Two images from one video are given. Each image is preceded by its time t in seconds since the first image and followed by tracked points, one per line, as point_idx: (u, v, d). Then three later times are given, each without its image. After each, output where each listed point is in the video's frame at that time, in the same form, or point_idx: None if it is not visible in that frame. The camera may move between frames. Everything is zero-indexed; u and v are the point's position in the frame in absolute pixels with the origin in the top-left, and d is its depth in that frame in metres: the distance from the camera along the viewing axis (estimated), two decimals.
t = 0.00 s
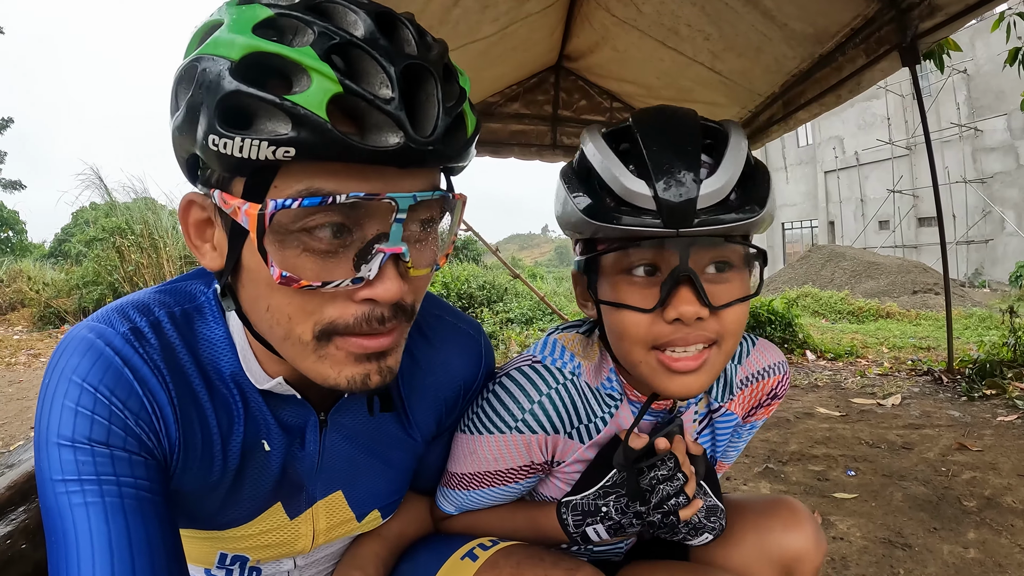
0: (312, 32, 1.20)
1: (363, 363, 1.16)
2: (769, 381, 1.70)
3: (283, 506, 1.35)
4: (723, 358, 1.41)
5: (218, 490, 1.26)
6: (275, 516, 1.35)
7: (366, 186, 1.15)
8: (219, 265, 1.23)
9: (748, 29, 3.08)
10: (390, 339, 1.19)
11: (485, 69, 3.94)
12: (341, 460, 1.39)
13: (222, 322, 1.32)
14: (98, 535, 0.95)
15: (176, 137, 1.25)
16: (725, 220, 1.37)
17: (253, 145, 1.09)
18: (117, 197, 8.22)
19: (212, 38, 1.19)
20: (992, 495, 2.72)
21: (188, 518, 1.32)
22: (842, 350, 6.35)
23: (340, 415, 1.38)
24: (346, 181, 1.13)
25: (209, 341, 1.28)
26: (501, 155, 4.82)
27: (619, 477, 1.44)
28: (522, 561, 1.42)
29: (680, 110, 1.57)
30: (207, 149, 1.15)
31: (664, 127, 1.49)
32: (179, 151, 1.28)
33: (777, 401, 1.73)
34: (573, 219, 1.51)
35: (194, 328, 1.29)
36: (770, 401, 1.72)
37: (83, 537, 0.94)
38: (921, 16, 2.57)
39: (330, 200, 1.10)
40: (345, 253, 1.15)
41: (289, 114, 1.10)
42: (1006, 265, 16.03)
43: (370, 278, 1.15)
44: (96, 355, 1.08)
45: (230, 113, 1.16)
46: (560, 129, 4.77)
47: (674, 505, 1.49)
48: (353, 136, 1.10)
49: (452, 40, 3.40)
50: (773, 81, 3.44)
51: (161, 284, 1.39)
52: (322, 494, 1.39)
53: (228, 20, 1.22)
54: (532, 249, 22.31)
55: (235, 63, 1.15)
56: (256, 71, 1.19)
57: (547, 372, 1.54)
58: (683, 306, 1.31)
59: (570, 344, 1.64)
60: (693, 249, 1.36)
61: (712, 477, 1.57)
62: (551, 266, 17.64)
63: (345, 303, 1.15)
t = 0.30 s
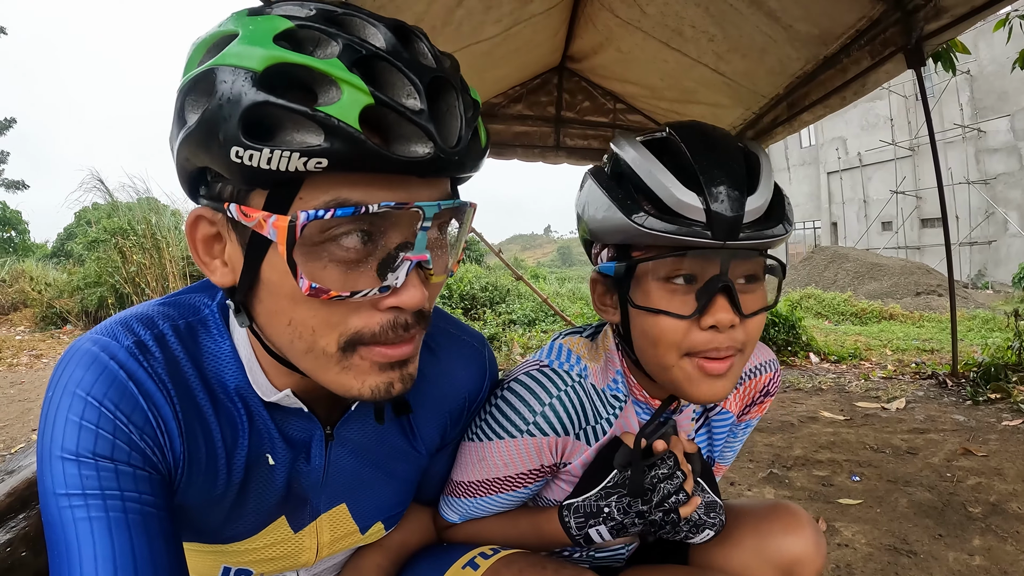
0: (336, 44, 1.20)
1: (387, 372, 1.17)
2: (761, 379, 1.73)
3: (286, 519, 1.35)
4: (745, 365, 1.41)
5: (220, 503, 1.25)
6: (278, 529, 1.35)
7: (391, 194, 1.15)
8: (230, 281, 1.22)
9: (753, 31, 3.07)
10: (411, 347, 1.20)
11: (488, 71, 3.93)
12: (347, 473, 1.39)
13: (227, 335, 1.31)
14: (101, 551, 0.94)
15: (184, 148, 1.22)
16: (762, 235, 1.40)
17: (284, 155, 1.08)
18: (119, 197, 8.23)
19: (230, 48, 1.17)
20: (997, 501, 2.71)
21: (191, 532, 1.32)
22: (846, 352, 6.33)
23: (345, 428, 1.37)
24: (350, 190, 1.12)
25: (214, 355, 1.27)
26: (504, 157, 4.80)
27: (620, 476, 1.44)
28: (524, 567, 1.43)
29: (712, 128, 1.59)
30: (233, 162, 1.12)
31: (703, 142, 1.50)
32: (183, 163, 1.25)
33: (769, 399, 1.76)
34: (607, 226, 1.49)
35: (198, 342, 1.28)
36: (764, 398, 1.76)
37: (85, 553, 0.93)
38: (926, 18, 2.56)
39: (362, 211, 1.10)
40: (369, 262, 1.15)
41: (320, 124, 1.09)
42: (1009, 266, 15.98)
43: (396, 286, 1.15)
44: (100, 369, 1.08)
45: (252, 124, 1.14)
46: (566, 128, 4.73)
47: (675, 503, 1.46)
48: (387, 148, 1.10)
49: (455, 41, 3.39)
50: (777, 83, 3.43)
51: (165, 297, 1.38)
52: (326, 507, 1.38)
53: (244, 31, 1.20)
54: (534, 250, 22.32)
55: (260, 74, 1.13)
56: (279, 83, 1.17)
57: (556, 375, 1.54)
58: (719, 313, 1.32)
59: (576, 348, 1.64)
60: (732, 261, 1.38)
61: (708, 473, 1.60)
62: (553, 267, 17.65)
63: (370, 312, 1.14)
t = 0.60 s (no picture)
0: (343, 43, 1.20)
1: (388, 371, 1.16)
2: (759, 379, 1.74)
3: (287, 520, 1.35)
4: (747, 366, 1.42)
5: (221, 504, 1.25)
6: (279, 530, 1.35)
7: (397, 193, 1.16)
8: (234, 278, 1.21)
9: (754, 31, 3.07)
10: (412, 347, 1.20)
11: (489, 70, 3.93)
12: (348, 474, 1.39)
13: (229, 336, 1.31)
14: (103, 552, 0.94)
15: (190, 146, 1.22)
16: (772, 236, 1.41)
17: (291, 153, 1.08)
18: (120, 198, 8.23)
19: (238, 47, 1.17)
20: (998, 501, 2.71)
21: (192, 533, 1.32)
22: (846, 352, 6.34)
23: (346, 429, 1.37)
24: (351, 190, 1.12)
25: (216, 357, 1.27)
26: (504, 157, 4.80)
27: (618, 476, 1.44)
28: (524, 567, 1.43)
29: (717, 130, 1.58)
30: (241, 159, 1.12)
31: (709, 145, 1.50)
32: (187, 161, 1.25)
33: (765, 399, 1.78)
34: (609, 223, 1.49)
35: (199, 343, 1.28)
36: (761, 398, 1.77)
37: (87, 554, 0.94)
38: (927, 17, 2.56)
39: (368, 208, 1.10)
40: (373, 261, 1.15)
41: (329, 122, 1.10)
42: (1010, 265, 15.97)
43: (399, 285, 1.15)
44: (101, 370, 1.08)
45: (260, 122, 1.15)
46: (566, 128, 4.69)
47: (673, 505, 1.46)
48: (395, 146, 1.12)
49: (456, 41, 3.39)
50: (778, 82, 3.43)
51: (166, 297, 1.38)
52: (326, 508, 1.38)
53: (253, 30, 1.20)
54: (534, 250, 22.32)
55: (269, 72, 1.13)
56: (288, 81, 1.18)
57: (554, 376, 1.55)
58: (727, 313, 1.33)
59: (574, 349, 1.65)
60: (742, 261, 1.38)
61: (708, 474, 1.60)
62: (553, 267, 17.67)
63: (373, 311, 1.14)
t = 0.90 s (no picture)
0: (304, 35, 1.26)
1: (336, 370, 1.17)
2: (766, 386, 1.73)
3: (291, 510, 1.36)
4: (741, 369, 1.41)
5: (226, 496, 1.26)
6: (283, 520, 1.36)
7: (343, 187, 1.18)
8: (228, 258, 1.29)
9: (751, 29, 3.08)
10: (366, 349, 1.18)
11: (487, 70, 3.94)
12: (349, 463, 1.40)
13: (233, 329, 1.33)
14: (111, 543, 0.95)
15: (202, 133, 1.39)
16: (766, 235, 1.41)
17: (238, 138, 1.17)
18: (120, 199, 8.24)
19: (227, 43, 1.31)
20: (996, 495, 2.72)
21: (197, 525, 1.33)
22: (845, 349, 6.35)
23: (346, 418, 1.39)
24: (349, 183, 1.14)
25: (222, 352, 1.28)
26: (503, 156, 4.81)
27: (617, 463, 1.48)
28: (528, 562, 1.43)
29: (728, 125, 1.56)
30: (212, 144, 1.25)
31: (716, 142, 1.48)
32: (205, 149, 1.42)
33: (775, 406, 1.76)
34: (606, 215, 1.51)
35: (204, 335, 1.29)
36: (770, 405, 1.75)
37: (95, 546, 0.95)
38: (923, 14, 2.57)
39: (297, 195, 1.14)
40: (322, 254, 1.18)
41: (268, 110, 1.17)
42: (1009, 263, 15.99)
43: (340, 280, 1.16)
44: (107, 364, 1.09)
45: (232, 110, 1.26)
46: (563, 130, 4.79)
47: (670, 507, 1.43)
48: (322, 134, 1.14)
49: (454, 40, 3.40)
50: (775, 80, 3.45)
51: (172, 291, 1.39)
52: (329, 498, 1.39)
53: (243, 27, 1.33)
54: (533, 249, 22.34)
55: (238, 65, 1.25)
56: (259, 73, 1.27)
57: (535, 368, 1.57)
58: (722, 313, 1.32)
59: (562, 342, 1.68)
60: (737, 261, 1.37)
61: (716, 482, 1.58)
62: (553, 266, 17.68)
63: (320, 305, 1.16)
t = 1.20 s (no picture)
0: (290, 34, 1.27)
1: (325, 367, 1.17)
2: (792, 407, 1.63)
3: (288, 512, 1.35)
4: (759, 377, 1.35)
5: (221, 496, 1.26)
6: (280, 522, 1.35)
7: (329, 185, 1.18)
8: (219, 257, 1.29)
9: (748, 29, 3.08)
10: (355, 346, 1.18)
11: (484, 71, 3.94)
12: (346, 465, 1.39)
13: (230, 328, 1.32)
14: (102, 540, 0.95)
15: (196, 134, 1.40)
16: (783, 232, 1.35)
17: (224, 138, 1.18)
18: (118, 201, 8.23)
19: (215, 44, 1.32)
20: (995, 494, 2.71)
21: (193, 526, 1.32)
22: (843, 348, 6.35)
23: (341, 418, 1.38)
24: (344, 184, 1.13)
25: (219, 353, 1.28)
26: (500, 157, 4.81)
27: (613, 485, 1.40)
28: (531, 566, 1.43)
29: (759, 124, 1.47)
30: (202, 145, 1.26)
31: (741, 139, 1.41)
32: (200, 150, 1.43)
33: (798, 427, 1.68)
34: (616, 209, 1.48)
35: (201, 335, 1.29)
36: (792, 427, 1.66)
37: (86, 544, 0.94)
38: (920, 14, 2.56)
39: (283, 194, 1.14)
40: (312, 253, 1.18)
41: (252, 109, 1.17)
42: (1007, 261, 16.02)
43: (327, 278, 1.16)
44: (102, 362, 1.08)
45: (220, 110, 1.27)
46: (561, 129, 4.75)
47: (662, 533, 1.41)
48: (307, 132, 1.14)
49: (451, 41, 3.40)
50: (772, 80, 3.45)
51: (170, 291, 1.39)
52: (327, 500, 1.39)
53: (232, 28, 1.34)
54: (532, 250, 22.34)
55: (225, 65, 1.26)
56: (247, 73, 1.28)
57: (523, 385, 1.53)
58: (731, 318, 1.27)
59: (558, 359, 1.59)
60: (749, 259, 1.33)
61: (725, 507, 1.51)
62: (552, 267, 17.68)
63: (308, 303, 1.17)
